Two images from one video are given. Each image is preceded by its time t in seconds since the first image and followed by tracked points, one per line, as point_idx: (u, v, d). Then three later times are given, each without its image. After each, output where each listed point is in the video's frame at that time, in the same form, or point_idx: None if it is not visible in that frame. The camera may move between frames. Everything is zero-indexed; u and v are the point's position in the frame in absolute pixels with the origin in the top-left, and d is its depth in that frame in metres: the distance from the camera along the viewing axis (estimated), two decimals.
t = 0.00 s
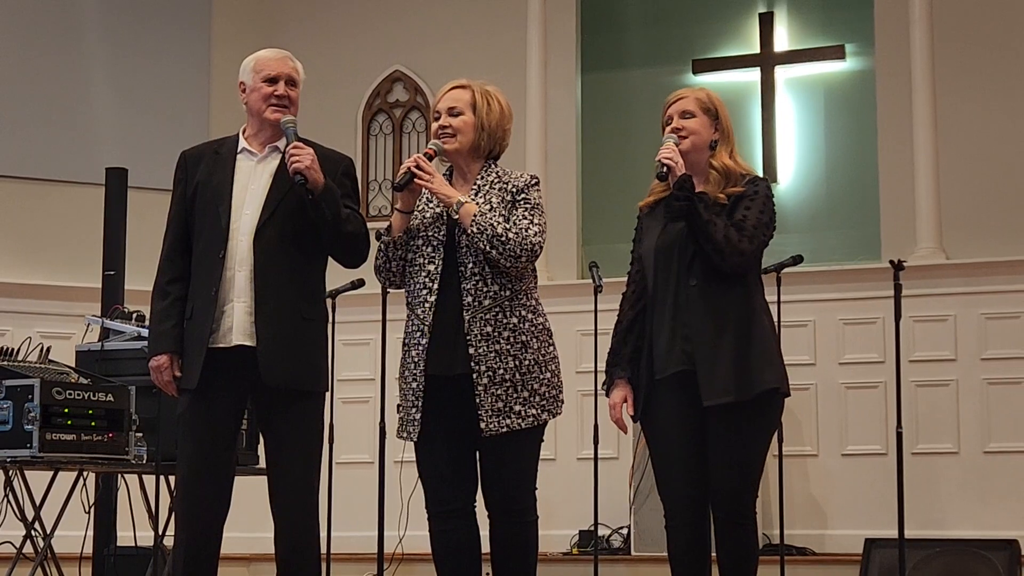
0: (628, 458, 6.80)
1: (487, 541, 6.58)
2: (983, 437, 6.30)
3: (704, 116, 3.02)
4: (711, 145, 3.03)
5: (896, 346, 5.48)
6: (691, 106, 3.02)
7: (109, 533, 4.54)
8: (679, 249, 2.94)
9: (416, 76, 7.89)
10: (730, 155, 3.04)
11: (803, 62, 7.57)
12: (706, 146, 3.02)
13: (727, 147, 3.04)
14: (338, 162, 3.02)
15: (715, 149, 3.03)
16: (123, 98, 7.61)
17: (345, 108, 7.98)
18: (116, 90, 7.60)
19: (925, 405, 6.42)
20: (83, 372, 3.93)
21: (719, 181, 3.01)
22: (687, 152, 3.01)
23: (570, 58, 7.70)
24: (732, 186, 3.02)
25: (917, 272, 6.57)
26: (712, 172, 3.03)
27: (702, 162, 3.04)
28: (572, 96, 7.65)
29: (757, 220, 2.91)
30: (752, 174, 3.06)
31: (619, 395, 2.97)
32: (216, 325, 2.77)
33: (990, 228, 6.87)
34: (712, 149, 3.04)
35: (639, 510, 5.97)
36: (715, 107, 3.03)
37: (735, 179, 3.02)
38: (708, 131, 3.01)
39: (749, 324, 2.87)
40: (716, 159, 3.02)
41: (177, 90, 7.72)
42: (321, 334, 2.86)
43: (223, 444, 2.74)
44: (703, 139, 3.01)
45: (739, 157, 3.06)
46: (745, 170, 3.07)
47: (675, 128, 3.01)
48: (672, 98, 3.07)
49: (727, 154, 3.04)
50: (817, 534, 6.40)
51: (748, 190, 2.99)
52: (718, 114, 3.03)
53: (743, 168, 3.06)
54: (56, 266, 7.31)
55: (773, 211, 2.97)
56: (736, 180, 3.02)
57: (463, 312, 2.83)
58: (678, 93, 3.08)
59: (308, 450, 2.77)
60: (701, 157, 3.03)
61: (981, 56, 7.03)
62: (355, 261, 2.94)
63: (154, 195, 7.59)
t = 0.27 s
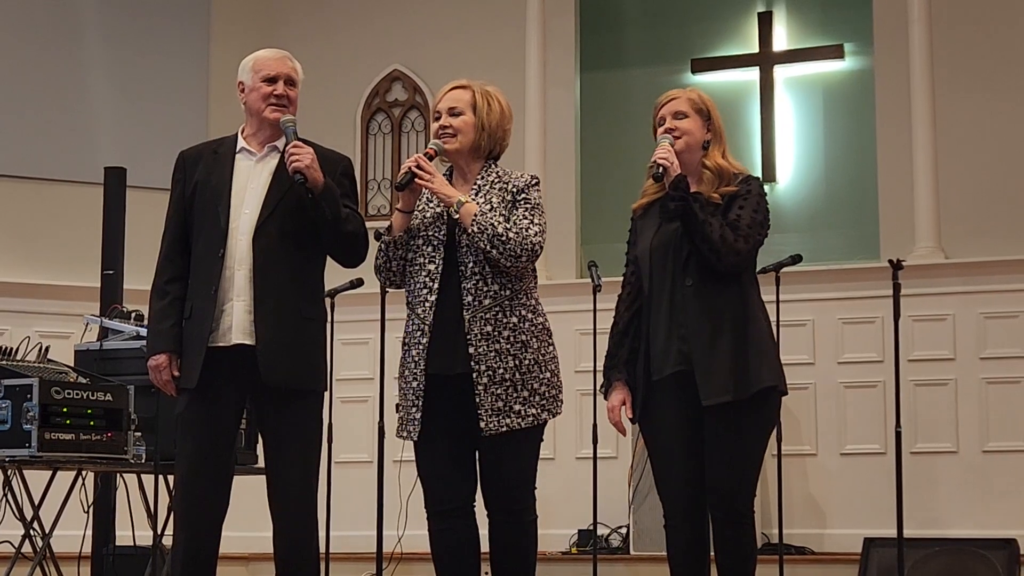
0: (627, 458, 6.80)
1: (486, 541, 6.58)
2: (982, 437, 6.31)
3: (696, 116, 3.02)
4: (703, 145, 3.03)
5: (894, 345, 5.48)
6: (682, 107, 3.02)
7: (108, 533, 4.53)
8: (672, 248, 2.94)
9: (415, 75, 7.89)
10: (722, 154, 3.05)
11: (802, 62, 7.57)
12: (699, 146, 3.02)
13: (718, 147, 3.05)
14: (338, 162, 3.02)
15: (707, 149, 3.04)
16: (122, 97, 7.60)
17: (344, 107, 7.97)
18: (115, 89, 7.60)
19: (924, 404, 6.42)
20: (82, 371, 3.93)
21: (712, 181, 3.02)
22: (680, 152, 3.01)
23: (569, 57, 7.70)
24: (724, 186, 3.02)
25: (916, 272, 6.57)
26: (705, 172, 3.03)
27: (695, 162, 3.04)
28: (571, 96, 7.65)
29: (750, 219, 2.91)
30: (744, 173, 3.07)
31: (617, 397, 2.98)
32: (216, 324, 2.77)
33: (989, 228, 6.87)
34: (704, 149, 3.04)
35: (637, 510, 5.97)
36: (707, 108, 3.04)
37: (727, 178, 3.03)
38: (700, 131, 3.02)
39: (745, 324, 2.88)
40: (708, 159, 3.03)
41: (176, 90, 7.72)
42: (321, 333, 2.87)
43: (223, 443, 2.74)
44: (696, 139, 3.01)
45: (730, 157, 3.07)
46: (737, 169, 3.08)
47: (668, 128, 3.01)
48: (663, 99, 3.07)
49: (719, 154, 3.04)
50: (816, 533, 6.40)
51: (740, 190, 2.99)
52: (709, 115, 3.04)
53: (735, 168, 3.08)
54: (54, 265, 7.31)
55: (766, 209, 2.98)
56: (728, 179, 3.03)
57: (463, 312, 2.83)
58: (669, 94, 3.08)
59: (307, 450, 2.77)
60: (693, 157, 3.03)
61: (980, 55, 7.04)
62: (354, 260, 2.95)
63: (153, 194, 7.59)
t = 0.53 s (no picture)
0: (627, 457, 6.79)
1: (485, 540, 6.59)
2: (981, 436, 6.31)
3: (691, 117, 3.03)
4: (698, 146, 3.04)
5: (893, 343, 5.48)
6: (677, 108, 3.03)
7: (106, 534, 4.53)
8: (670, 248, 2.94)
9: (414, 74, 7.88)
10: (717, 154, 3.06)
11: (800, 61, 7.57)
12: (695, 147, 3.02)
13: (714, 147, 3.05)
14: (338, 162, 3.02)
15: (702, 150, 3.04)
16: (121, 97, 7.60)
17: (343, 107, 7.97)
18: (114, 88, 7.60)
19: (923, 404, 6.42)
20: (81, 371, 3.92)
21: (707, 180, 3.02)
22: (676, 153, 3.01)
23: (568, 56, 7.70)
24: (720, 185, 3.03)
25: (915, 271, 6.57)
26: (701, 172, 3.03)
27: (691, 162, 3.04)
28: (570, 95, 7.65)
29: (747, 219, 2.91)
30: (740, 173, 3.07)
31: (617, 398, 2.98)
32: (216, 324, 2.77)
33: (989, 228, 6.87)
34: (699, 150, 3.05)
35: (636, 508, 5.98)
36: (701, 108, 3.04)
37: (723, 178, 3.03)
38: (696, 132, 3.02)
39: (744, 324, 2.88)
40: (704, 159, 3.03)
41: (175, 89, 7.72)
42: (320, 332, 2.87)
43: (223, 442, 2.74)
44: (692, 139, 3.01)
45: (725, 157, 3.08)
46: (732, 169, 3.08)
47: (664, 130, 3.01)
48: (658, 100, 3.08)
49: (715, 154, 3.05)
50: (815, 533, 6.40)
51: (737, 190, 2.99)
52: (704, 115, 3.04)
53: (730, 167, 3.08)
54: (54, 265, 7.30)
55: (763, 209, 2.98)
56: (724, 179, 3.03)
57: (463, 311, 2.83)
58: (664, 95, 3.08)
59: (306, 449, 2.77)
60: (689, 157, 3.03)
61: (979, 54, 7.04)
62: (353, 260, 2.95)
63: (152, 193, 7.58)
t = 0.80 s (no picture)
0: (626, 456, 6.79)
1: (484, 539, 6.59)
2: (980, 435, 6.31)
3: (687, 116, 3.03)
4: (694, 146, 3.04)
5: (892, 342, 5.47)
6: (673, 108, 3.03)
7: (105, 533, 4.53)
8: (669, 248, 2.94)
9: (413, 73, 7.88)
10: (713, 154, 3.06)
11: (800, 60, 7.57)
12: (691, 146, 3.03)
13: (710, 147, 3.06)
14: (338, 161, 3.02)
15: (698, 149, 3.05)
16: (120, 96, 7.60)
17: (343, 106, 7.97)
18: (114, 87, 7.60)
19: (923, 403, 6.42)
20: (80, 370, 3.92)
21: (704, 180, 3.02)
22: (673, 153, 3.01)
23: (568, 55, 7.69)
24: (717, 185, 3.03)
25: (914, 270, 6.57)
26: (697, 172, 3.04)
27: (687, 162, 3.04)
28: (569, 94, 7.64)
29: (745, 219, 2.91)
30: (737, 173, 3.08)
31: (615, 398, 2.97)
32: (217, 323, 2.77)
33: (988, 227, 6.87)
34: (696, 149, 3.05)
35: (636, 507, 5.98)
36: (697, 108, 3.05)
37: (720, 177, 3.03)
38: (692, 132, 3.02)
39: (742, 324, 2.88)
40: (700, 159, 3.04)
41: (175, 88, 7.71)
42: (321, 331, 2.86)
43: (224, 442, 2.74)
44: (688, 139, 3.02)
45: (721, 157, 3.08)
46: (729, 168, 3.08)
47: (661, 130, 3.01)
48: (655, 99, 3.08)
49: (711, 154, 3.05)
50: (814, 532, 6.40)
51: (733, 189, 3.00)
52: (700, 115, 3.05)
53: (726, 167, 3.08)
54: (53, 264, 7.30)
55: (760, 208, 2.98)
56: (721, 178, 3.04)
57: (463, 311, 2.83)
58: (660, 94, 3.08)
59: (307, 449, 2.77)
60: (685, 157, 3.03)
61: (979, 53, 7.04)
62: (353, 259, 2.95)
63: (152, 193, 7.58)
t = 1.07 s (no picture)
0: (625, 456, 6.79)
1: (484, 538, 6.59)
2: (980, 434, 6.31)
3: (685, 116, 3.03)
4: (692, 145, 3.04)
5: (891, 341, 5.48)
6: (672, 107, 3.03)
7: (104, 532, 4.53)
8: (667, 247, 2.94)
9: (413, 72, 7.88)
10: (711, 154, 3.06)
11: (799, 59, 7.57)
12: (689, 146, 3.03)
13: (707, 147, 3.06)
14: (340, 160, 3.02)
15: (695, 149, 3.05)
16: (120, 95, 7.60)
17: (342, 105, 7.97)
18: (113, 86, 7.59)
19: (922, 402, 6.43)
20: (79, 369, 3.92)
21: (701, 180, 3.02)
22: (671, 152, 3.01)
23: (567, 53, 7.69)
24: (714, 185, 3.03)
25: (913, 269, 6.57)
26: (695, 172, 3.04)
27: (685, 161, 3.04)
28: (569, 93, 7.64)
29: (742, 218, 2.92)
30: (734, 173, 3.08)
31: (613, 397, 2.97)
32: (220, 323, 2.77)
33: (987, 226, 6.87)
34: (693, 149, 3.05)
35: (635, 506, 5.98)
36: (695, 107, 3.05)
37: (717, 177, 3.03)
38: (690, 131, 3.02)
39: (740, 323, 2.88)
40: (698, 159, 3.04)
41: (174, 87, 7.71)
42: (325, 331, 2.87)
43: (225, 441, 2.74)
44: (685, 139, 3.02)
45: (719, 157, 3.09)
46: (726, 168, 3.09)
47: (659, 129, 3.01)
48: (653, 98, 3.07)
49: (708, 154, 3.06)
50: (814, 531, 6.41)
51: (730, 189, 3.00)
52: (698, 114, 3.05)
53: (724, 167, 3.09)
54: (52, 263, 7.30)
55: (756, 208, 2.98)
56: (718, 178, 3.04)
57: (462, 310, 2.83)
58: (658, 93, 3.08)
59: (308, 448, 2.77)
60: (683, 156, 3.04)
61: (978, 52, 7.03)
62: (355, 258, 2.95)
63: (151, 191, 7.58)
